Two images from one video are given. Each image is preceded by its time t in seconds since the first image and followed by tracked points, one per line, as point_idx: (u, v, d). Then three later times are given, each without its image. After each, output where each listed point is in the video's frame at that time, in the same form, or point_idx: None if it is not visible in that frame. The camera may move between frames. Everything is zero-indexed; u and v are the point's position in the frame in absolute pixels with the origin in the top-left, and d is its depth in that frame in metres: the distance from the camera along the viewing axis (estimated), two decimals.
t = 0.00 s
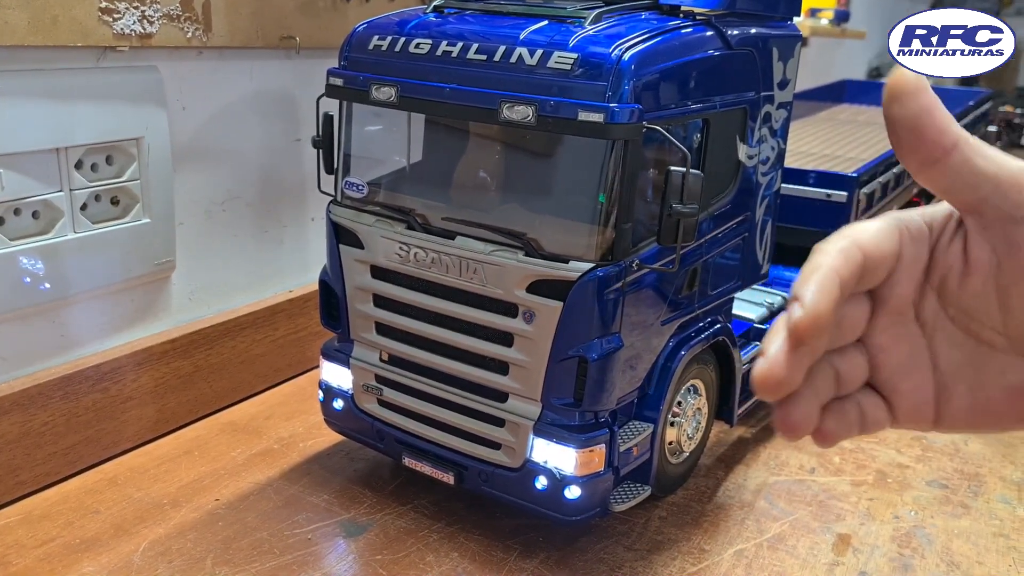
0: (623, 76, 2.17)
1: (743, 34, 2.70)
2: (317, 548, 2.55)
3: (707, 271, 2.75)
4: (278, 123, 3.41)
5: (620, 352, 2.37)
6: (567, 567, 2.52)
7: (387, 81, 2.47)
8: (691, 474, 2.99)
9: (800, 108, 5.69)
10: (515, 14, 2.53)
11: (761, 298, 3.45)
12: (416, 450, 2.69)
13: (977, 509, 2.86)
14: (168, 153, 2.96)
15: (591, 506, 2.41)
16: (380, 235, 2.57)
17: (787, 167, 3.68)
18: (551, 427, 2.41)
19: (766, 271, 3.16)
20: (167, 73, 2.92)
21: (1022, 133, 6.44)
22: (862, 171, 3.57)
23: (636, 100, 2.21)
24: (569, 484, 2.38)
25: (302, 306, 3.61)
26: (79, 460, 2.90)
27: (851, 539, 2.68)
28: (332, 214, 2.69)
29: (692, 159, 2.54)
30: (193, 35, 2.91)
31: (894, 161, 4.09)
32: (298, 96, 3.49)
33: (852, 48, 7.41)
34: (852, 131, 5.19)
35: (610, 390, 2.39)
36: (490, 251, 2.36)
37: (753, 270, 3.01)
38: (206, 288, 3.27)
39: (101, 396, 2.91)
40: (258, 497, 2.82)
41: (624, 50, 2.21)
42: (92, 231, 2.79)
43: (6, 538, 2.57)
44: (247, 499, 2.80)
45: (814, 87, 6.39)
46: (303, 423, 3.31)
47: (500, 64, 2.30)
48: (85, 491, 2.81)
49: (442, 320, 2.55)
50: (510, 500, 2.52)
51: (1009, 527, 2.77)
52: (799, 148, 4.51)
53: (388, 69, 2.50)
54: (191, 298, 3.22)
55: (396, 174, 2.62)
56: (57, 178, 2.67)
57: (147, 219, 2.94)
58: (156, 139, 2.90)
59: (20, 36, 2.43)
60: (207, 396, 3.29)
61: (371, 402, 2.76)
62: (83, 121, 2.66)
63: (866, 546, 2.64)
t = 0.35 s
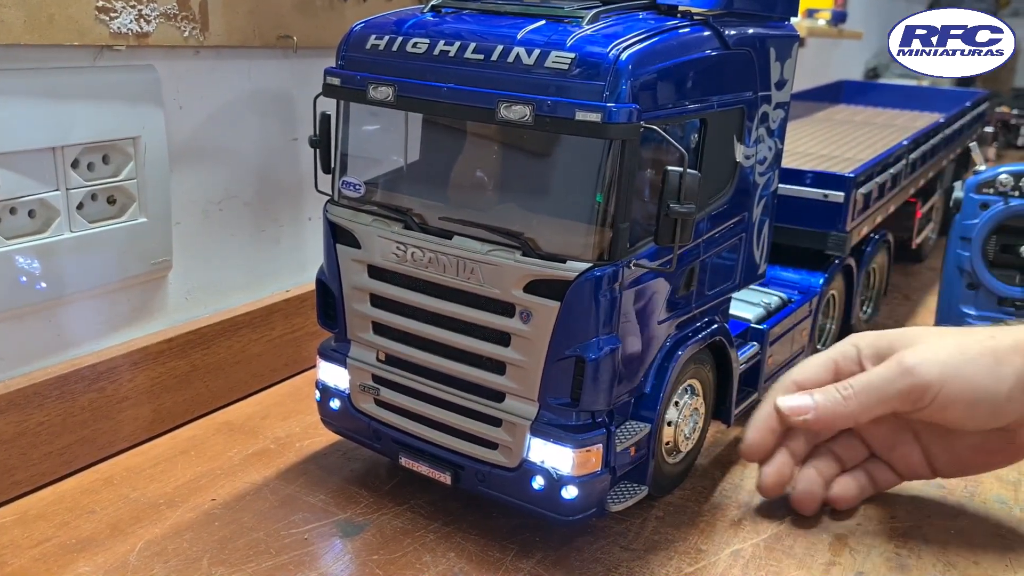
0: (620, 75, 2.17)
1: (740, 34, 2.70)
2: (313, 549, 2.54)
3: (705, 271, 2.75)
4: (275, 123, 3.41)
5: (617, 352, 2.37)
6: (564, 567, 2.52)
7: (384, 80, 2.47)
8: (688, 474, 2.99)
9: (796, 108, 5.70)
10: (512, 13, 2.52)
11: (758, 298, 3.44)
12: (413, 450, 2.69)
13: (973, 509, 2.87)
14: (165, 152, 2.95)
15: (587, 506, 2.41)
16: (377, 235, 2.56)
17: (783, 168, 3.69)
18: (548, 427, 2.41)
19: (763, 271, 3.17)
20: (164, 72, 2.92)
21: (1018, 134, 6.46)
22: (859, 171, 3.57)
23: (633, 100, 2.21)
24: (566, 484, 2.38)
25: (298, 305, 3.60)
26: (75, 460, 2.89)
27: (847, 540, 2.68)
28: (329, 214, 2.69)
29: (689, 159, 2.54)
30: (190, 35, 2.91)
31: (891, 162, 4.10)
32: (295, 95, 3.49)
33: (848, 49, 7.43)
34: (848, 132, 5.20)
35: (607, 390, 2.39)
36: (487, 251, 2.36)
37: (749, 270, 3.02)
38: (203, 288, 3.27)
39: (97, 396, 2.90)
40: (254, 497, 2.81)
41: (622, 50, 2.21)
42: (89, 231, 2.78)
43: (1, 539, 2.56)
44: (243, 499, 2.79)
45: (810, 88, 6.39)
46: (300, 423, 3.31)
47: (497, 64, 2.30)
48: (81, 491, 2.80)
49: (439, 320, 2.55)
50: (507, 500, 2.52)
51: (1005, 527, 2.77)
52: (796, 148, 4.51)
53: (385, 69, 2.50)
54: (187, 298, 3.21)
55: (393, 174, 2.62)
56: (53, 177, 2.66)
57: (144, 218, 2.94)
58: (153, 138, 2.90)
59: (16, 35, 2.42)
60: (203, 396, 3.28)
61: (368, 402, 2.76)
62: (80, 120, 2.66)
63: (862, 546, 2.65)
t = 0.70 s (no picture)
0: (619, 73, 2.17)
1: (739, 33, 2.69)
2: (311, 548, 2.53)
3: (703, 270, 2.75)
4: (273, 121, 3.40)
5: (615, 351, 2.37)
6: (562, 566, 2.51)
7: (382, 78, 2.46)
8: (686, 474, 2.98)
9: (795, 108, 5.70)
10: (511, 11, 2.52)
11: (757, 297, 3.45)
12: (410, 449, 2.68)
13: (972, 509, 2.86)
14: (162, 150, 2.94)
15: (586, 505, 2.40)
16: (375, 233, 2.55)
17: (782, 167, 3.69)
18: (547, 426, 2.40)
19: (762, 270, 3.16)
20: (161, 70, 2.91)
21: (1016, 133, 6.46)
22: (858, 171, 3.57)
23: (632, 98, 2.21)
24: (564, 483, 2.37)
25: (295, 304, 3.59)
26: (72, 458, 2.88)
27: (846, 539, 2.67)
28: (326, 212, 2.68)
29: (688, 158, 2.54)
30: (187, 32, 2.90)
31: (889, 161, 4.10)
32: (293, 93, 3.48)
33: (847, 49, 7.43)
34: (847, 132, 5.20)
35: (605, 389, 2.38)
36: (485, 249, 2.35)
37: (748, 268, 3.01)
38: (200, 286, 3.26)
39: (94, 395, 2.89)
40: (252, 496, 2.80)
41: (621, 48, 2.21)
42: (86, 229, 2.78)
43: None
44: (240, 498, 2.79)
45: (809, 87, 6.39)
46: (297, 423, 3.30)
47: (496, 62, 2.30)
48: (77, 491, 2.79)
49: (438, 319, 2.54)
50: (505, 499, 2.51)
51: (1004, 526, 2.76)
52: (794, 148, 4.51)
53: (383, 67, 2.49)
54: (184, 296, 3.20)
55: (391, 172, 2.62)
56: (50, 174, 2.66)
57: (142, 216, 2.93)
58: (151, 136, 2.89)
59: (13, 32, 2.41)
60: (201, 395, 3.27)
61: (366, 401, 2.75)
62: (77, 117, 2.65)
63: (861, 546, 2.64)
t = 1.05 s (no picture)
0: (615, 74, 2.17)
1: (736, 33, 2.70)
2: (308, 549, 2.53)
3: (700, 271, 2.75)
4: (270, 122, 3.40)
5: (611, 352, 2.37)
6: (559, 567, 2.51)
7: (379, 79, 2.46)
8: (683, 474, 2.99)
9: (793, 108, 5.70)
10: (507, 12, 2.52)
11: (754, 298, 3.46)
12: (407, 450, 2.68)
13: (969, 509, 2.86)
14: (159, 150, 2.94)
15: (583, 506, 2.41)
16: (372, 234, 2.55)
17: (779, 168, 3.69)
18: (543, 427, 2.40)
19: (759, 270, 3.16)
20: (158, 70, 2.91)
21: (1014, 134, 6.47)
22: (855, 171, 3.57)
23: (628, 99, 2.21)
24: (561, 484, 2.37)
25: (293, 305, 3.59)
26: (69, 459, 2.88)
27: (842, 539, 2.67)
28: (323, 213, 2.68)
29: (684, 159, 2.54)
30: (184, 33, 2.90)
31: (886, 162, 4.10)
32: (291, 94, 3.48)
33: (845, 50, 7.43)
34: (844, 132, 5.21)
35: (601, 390, 2.38)
36: (482, 250, 2.35)
37: (745, 269, 3.01)
38: (197, 287, 3.26)
39: (91, 395, 2.89)
40: (249, 497, 2.80)
41: (617, 49, 2.22)
42: (83, 230, 2.78)
43: None
44: (237, 499, 2.79)
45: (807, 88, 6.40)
46: (295, 423, 3.30)
47: (492, 63, 2.30)
48: (74, 492, 2.79)
49: (434, 320, 2.54)
50: (502, 500, 2.51)
51: (1000, 527, 2.77)
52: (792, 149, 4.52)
53: (380, 67, 2.49)
54: (181, 297, 3.20)
55: (388, 173, 2.62)
56: (47, 175, 2.65)
57: (138, 217, 2.93)
58: (148, 136, 2.89)
59: (9, 33, 2.41)
60: (198, 396, 3.27)
61: (363, 402, 2.75)
62: (74, 118, 2.65)
63: (857, 546, 2.64)
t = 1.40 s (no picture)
0: (614, 74, 2.17)
1: (735, 34, 2.70)
2: (307, 549, 2.54)
3: (699, 272, 2.75)
4: (269, 122, 3.40)
5: (610, 352, 2.37)
6: (558, 567, 2.51)
7: (378, 79, 2.46)
8: (682, 475, 2.99)
9: (792, 109, 5.71)
10: (507, 12, 2.51)
11: (754, 299, 3.46)
12: (406, 451, 2.68)
13: (968, 510, 2.87)
14: (158, 150, 2.94)
15: (581, 506, 2.41)
16: (371, 234, 2.55)
17: (778, 169, 3.69)
18: (542, 427, 2.40)
19: (758, 271, 3.17)
20: (157, 70, 2.91)
21: (1013, 135, 6.47)
22: (854, 172, 3.58)
23: (627, 99, 2.21)
24: (560, 484, 2.37)
25: (292, 305, 3.59)
26: (67, 459, 2.88)
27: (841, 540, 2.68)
28: (322, 213, 2.68)
29: (684, 160, 2.54)
30: (184, 33, 2.90)
31: (885, 162, 4.11)
32: (290, 94, 3.48)
33: (844, 51, 7.43)
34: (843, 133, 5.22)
35: (600, 390, 2.38)
36: (481, 250, 2.35)
37: (744, 270, 3.01)
38: (196, 287, 3.26)
39: (90, 395, 2.89)
40: (248, 497, 2.80)
41: (616, 49, 2.22)
42: (82, 229, 2.78)
43: None
44: (236, 499, 2.79)
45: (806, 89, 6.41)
46: (294, 423, 3.30)
47: (492, 63, 2.30)
48: (73, 491, 2.79)
49: (433, 320, 2.54)
50: (500, 500, 2.51)
51: (999, 527, 2.77)
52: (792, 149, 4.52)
53: (379, 67, 2.49)
54: (181, 297, 3.20)
55: (387, 174, 2.62)
56: (46, 175, 2.65)
57: (138, 217, 2.93)
58: (147, 136, 2.89)
59: (9, 32, 2.41)
60: (197, 396, 3.27)
61: (362, 402, 2.75)
62: (73, 118, 2.65)
63: (856, 547, 2.64)
